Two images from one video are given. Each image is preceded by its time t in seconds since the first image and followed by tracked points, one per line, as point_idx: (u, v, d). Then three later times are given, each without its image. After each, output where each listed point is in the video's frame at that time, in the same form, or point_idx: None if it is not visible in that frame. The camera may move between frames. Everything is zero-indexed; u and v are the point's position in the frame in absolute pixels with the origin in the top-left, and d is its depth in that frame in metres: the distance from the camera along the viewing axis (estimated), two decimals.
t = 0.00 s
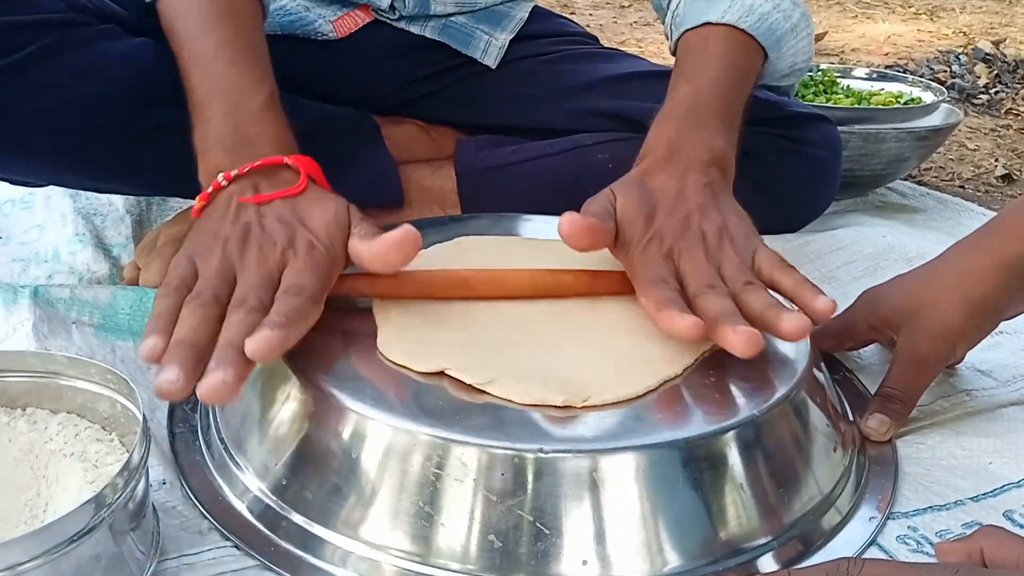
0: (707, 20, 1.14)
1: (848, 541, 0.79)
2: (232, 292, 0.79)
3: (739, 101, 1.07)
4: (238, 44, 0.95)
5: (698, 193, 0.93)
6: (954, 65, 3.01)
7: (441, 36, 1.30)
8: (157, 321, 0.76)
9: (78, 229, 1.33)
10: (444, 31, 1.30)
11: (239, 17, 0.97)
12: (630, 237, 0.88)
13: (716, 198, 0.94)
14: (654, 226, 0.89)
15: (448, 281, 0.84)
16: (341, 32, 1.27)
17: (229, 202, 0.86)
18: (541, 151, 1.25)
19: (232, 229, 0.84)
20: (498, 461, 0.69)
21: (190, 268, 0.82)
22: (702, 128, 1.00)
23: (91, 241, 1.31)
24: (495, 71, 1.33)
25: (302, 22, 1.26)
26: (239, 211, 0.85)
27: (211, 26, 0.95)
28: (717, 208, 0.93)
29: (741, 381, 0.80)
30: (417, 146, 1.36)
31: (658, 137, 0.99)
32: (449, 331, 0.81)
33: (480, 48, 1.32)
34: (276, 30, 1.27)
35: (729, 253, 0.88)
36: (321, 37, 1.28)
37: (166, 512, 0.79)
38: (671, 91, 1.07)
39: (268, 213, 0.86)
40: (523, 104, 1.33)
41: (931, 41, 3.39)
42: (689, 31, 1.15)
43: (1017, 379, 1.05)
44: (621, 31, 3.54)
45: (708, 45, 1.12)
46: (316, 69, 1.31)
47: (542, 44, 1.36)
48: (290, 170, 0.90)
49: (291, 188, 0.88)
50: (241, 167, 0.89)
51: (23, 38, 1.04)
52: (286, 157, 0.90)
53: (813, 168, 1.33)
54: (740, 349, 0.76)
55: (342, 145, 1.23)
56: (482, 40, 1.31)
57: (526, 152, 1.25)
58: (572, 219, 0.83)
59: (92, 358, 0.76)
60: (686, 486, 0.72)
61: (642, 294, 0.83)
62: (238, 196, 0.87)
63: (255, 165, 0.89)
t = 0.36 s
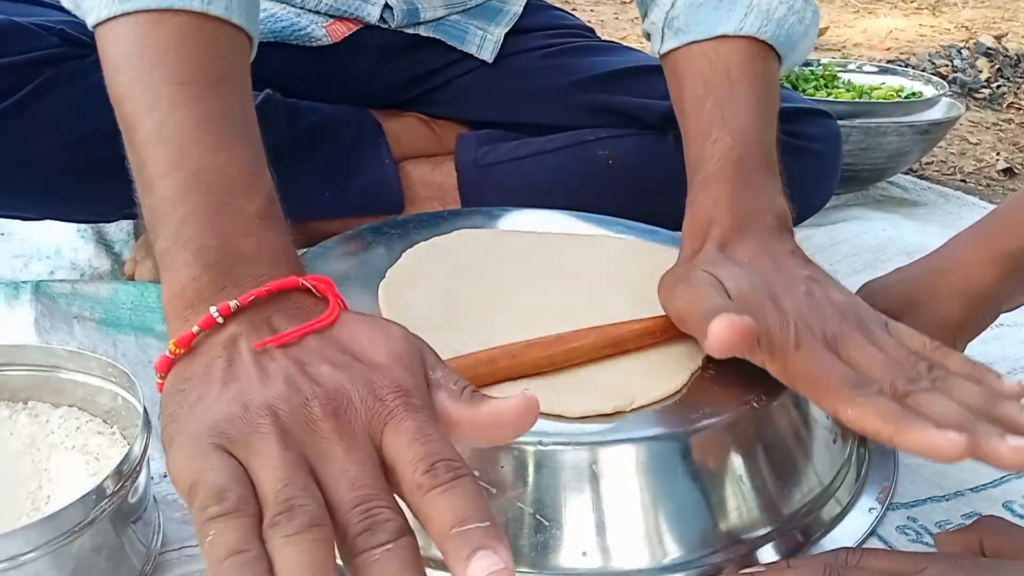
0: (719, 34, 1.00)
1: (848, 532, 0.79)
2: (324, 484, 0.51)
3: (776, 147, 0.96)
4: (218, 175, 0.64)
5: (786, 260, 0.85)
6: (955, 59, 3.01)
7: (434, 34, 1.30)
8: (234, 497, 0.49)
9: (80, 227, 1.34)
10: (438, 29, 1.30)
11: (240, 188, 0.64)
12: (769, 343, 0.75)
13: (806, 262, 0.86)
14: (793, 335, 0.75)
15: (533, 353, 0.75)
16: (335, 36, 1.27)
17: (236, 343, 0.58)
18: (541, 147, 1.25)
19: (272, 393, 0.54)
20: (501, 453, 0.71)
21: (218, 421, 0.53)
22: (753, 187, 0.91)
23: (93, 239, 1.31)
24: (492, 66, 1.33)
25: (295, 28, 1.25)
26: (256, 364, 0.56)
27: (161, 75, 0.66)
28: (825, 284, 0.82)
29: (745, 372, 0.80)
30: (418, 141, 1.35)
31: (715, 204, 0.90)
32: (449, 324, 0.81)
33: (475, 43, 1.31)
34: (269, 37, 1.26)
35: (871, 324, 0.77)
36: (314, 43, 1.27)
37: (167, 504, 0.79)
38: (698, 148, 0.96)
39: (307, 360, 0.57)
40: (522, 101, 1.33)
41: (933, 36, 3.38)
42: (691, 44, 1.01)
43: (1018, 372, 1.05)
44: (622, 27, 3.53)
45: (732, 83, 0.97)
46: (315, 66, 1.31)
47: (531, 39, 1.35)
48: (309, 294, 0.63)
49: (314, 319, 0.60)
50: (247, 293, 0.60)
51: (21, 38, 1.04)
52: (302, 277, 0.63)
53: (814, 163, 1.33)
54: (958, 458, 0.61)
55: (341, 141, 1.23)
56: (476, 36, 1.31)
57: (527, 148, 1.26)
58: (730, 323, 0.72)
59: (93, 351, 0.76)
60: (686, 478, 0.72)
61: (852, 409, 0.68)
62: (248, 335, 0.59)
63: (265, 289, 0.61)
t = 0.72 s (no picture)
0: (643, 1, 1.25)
1: (857, 528, 0.79)
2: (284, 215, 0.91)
3: (678, 65, 1.18)
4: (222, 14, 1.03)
5: (650, 147, 1.02)
6: (961, 55, 3.00)
7: (432, 32, 1.30)
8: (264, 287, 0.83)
9: (89, 227, 1.35)
10: (436, 27, 1.30)
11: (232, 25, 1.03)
12: (604, 185, 0.97)
13: (670, 152, 1.03)
14: (626, 178, 0.98)
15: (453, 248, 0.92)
16: (336, 36, 1.28)
17: (251, 139, 0.96)
18: (549, 142, 1.25)
19: (264, 171, 0.93)
20: (508, 451, 0.70)
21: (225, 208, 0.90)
22: (647, 97, 1.09)
23: (103, 239, 1.32)
24: (488, 65, 1.33)
25: (295, 28, 1.25)
26: (262, 150, 0.95)
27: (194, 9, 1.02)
28: (673, 161, 1.02)
29: (751, 368, 0.81)
30: (424, 140, 1.36)
31: (611, 107, 1.07)
32: (457, 323, 0.81)
33: (474, 43, 1.32)
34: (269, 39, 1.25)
35: (691, 193, 0.98)
36: (315, 44, 1.28)
37: (180, 504, 0.80)
38: (619, 61, 1.16)
39: (290, 151, 0.95)
40: (528, 100, 1.33)
41: (939, 32, 3.38)
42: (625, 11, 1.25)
43: None
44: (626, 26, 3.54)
45: (653, 21, 1.22)
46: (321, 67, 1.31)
47: (541, 35, 1.36)
48: (296, 99, 1.00)
49: (299, 121, 0.98)
50: (251, 99, 0.99)
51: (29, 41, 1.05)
52: (291, 87, 1.00)
53: (820, 155, 1.33)
54: (744, 271, 0.85)
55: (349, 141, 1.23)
56: (475, 35, 1.32)
57: (531, 145, 1.25)
58: (562, 167, 0.92)
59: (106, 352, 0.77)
60: (695, 475, 0.72)
61: (637, 234, 0.92)
62: (251, 126, 0.98)
63: (265, 97, 0.99)
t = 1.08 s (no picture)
0: (683, 27, 1.15)
1: (862, 535, 0.79)
2: (287, 350, 0.68)
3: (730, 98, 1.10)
4: (229, 125, 0.80)
5: (715, 199, 0.95)
6: (969, 60, 3.00)
7: (445, 42, 1.31)
8: (212, 424, 0.63)
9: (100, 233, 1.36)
10: (449, 37, 1.31)
11: (247, 125, 0.81)
12: (669, 253, 0.89)
13: (734, 200, 0.96)
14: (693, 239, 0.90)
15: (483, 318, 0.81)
16: (348, 45, 1.28)
17: (242, 263, 0.74)
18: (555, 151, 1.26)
19: (261, 298, 0.71)
20: (514, 457, 0.71)
21: (216, 313, 0.71)
22: (702, 135, 1.02)
23: (113, 244, 1.33)
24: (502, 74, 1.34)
25: (309, 37, 1.26)
26: (252, 277, 0.73)
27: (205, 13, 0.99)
28: (743, 213, 0.94)
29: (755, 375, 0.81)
30: (433, 146, 1.37)
31: (663, 149, 1.01)
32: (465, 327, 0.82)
33: (486, 52, 1.32)
34: (285, 48, 1.27)
35: (770, 254, 0.91)
36: (329, 52, 1.28)
37: (188, 508, 0.81)
38: (663, 97, 1.09)
39: (293, 274, 0.73)
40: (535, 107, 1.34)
41: (947, 37, 3.38)
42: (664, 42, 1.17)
43: None
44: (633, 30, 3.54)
45: (694, 49, 1.13)
46: (330, 74, 1.32)
47: (548, 42, 1.36)
48: (300, 224, 0.78)
49: (307, 242, 0.75)
50: (246, 225, 0.76)
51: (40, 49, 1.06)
52: (294, 208, 0.78)
53: (827, 164, 1.33)
54: (851, 357, 0.76)
55: (357, 147, 1.24)
56: (487, 44, 1.32)
57: (538, 153, 1.27)
58: (624, 240, 0.83)
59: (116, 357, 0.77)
60: (700, 481, 0.72)
61: (721, 314, 0.83)
62: (248, 254, 0.74)
63: (261, 221, 0.76)
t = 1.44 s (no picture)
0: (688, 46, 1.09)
1: (859, 547, 0.79)
2: (325, 464, 0.53)
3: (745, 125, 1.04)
4: (234, 169, 0.67)
5: (746, 233, 0.88)
6: (968, 68, 3.00)
7: (446, 51, 1.32)
8: (299, 533, 0.50)
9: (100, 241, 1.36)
10: (449, 45, 1.32)
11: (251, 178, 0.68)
12: (717, 297, 0.79)
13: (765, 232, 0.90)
14: (734, 277, 0.82)
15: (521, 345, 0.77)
16: (349, 55, 1.29)
17: (249, 331, 0.60)
18: (554, 161, 1.26)
19: (280, 380, 0.56)
20: (511, 470, 0.71)
21: (232, 409, 0.55)
22: (720, 164, 0.96)
23: (113, 253, 1.33)
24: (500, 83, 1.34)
25: (308, 48, 1.27)
26: (268, 353, 0.58)
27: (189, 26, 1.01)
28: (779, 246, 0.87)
29: (755, 387, 0.81)
30: (433, 152, 1.37)
31: (681, 179, 0.95)
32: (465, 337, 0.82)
33: (486, 60, 1.33)
34: (285, 59, 1.28)
35: (814, 284, 0.83)
36: (329, 62, 1.29)
37: (186, 519, 0.81)
38: (677, 132, 1.01)
39: (317, 347, 0.59)
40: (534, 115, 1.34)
41: (945, 44, 3.38)
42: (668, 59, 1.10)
43: None
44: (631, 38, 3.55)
45: (703, 71, 1.07)
46: (329, 83, 1.32)
47: (547, 51, 1.37)
48: (313, 277, 0.66)
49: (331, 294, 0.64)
50: (255, 279, 0.63)
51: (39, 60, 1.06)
52: (307, 261, 0.66)
53: (825, 182, 1.34)
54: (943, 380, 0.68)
55: (357, 156, 1.24)
56: (487, 53, 1.33)
57: (538, 162, 1.27)
58: (676, 285, 0.77)
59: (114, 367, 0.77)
60: (698, 493, 0.72)
61: (792, 352, 0.75)
62: (258, 321, 0.61)
63: (271, 276, 0.63)
